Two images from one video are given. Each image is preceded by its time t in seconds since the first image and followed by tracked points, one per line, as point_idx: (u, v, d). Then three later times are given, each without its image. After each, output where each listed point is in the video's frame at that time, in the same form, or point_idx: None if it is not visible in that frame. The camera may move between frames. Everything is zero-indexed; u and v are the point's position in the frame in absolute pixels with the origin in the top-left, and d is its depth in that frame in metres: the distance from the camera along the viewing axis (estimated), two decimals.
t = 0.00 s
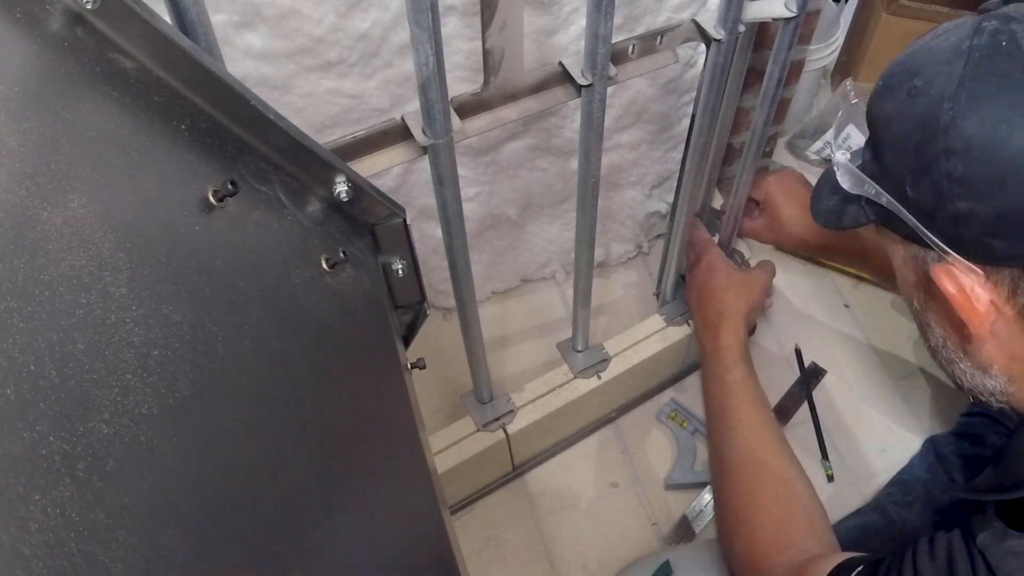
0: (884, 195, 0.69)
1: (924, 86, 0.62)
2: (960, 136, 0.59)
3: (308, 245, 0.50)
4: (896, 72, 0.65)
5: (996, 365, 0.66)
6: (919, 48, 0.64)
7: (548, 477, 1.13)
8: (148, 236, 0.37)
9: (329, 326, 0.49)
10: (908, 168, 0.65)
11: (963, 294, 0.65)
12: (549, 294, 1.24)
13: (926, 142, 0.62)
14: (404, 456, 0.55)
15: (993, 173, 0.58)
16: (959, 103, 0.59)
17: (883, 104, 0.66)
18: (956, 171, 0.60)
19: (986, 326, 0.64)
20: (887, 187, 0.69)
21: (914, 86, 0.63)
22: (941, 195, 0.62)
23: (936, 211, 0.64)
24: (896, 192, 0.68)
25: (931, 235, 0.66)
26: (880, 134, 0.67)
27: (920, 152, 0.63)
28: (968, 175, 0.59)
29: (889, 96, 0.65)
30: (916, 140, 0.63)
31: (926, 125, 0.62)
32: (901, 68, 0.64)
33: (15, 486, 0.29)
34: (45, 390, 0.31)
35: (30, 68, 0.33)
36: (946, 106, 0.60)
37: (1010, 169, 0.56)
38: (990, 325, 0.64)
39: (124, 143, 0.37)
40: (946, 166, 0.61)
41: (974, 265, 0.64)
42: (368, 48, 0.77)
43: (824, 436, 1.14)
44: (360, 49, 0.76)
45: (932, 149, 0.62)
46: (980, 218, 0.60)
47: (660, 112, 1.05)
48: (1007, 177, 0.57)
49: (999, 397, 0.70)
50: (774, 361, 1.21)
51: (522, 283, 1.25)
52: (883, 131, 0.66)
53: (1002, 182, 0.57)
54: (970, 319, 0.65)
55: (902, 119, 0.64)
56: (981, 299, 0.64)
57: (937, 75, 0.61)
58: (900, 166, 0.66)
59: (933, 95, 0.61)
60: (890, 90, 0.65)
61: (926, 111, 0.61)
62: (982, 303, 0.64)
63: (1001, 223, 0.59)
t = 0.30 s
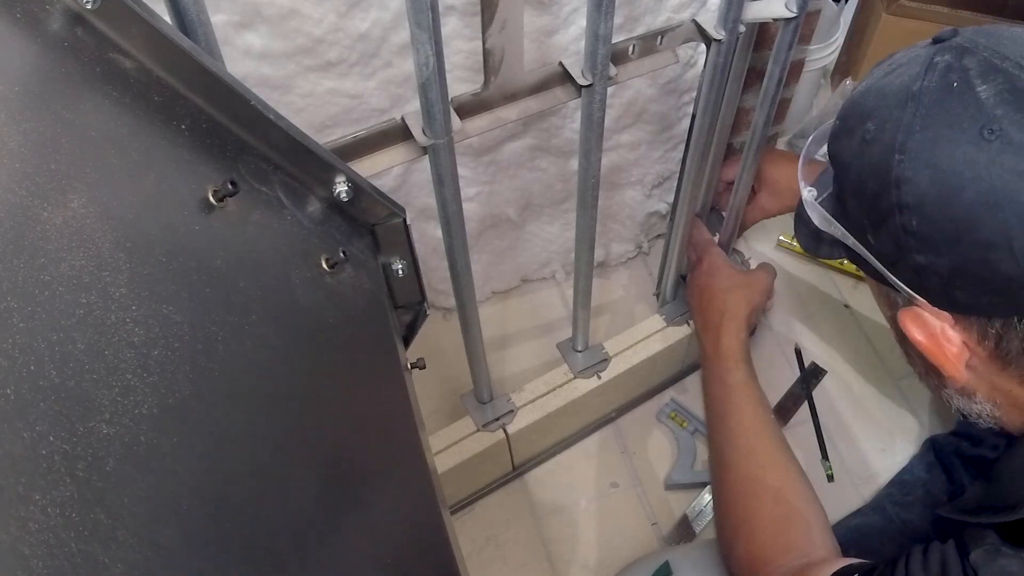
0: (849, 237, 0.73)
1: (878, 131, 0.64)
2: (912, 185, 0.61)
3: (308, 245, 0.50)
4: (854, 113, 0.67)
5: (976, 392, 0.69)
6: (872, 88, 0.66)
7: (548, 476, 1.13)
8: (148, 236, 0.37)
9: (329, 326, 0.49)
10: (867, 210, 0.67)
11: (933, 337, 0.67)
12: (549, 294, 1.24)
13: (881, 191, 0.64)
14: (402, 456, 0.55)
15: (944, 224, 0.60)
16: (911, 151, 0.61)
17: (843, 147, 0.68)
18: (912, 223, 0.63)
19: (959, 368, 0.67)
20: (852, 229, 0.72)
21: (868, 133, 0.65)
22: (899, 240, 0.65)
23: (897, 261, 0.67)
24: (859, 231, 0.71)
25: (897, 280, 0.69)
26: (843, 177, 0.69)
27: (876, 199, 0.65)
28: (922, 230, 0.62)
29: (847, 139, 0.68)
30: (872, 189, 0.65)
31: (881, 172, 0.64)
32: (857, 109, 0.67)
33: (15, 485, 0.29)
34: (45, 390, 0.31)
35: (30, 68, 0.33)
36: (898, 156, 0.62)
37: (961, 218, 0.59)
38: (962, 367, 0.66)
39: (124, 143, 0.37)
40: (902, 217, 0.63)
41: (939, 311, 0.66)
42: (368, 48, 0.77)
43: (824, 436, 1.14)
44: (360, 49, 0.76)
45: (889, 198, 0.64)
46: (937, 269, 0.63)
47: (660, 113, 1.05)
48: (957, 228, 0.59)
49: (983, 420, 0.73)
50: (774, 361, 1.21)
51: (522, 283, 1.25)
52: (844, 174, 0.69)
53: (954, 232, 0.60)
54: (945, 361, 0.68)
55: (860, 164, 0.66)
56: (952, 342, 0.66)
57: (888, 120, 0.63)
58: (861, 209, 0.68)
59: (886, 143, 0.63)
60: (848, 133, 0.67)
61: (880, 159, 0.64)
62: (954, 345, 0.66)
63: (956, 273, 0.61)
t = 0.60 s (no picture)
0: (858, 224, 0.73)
1: (885, 121, 0.65)
2: (915, 171, 0.62)
3: (309, 245, 0.50)
4: (865, 108, 0.68)
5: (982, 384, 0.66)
6: (882, 82, 0.67)
7: (548, 476, 1.13)
8: (148, 236, 0.37)
9: (329, 326, 0.49)
10: (874, 198, 0.68)
11: (938, 320, 0.66)
12: (549, 294, 1.24)
13: (887, 177, 0.65)
14: (401, 456, 0.55)
15: (943, 210, 0.60)
16: (914, 138, 0.62)
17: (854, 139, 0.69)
18: (915, 207, 0.63)
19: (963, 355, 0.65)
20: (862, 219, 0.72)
21: (877, 124, 0.66)
22: (903, 225, 0.65)
23: (901, 246, 0.67)
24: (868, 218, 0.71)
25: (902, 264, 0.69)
26: (853, 167, 0.70)
27: (882, 186, 0.66)
28: (924, 214, 0.62)
29: (857, 131, 0.69)
30: (878, 176, 0.66)
31: (886, 159, 0.64)
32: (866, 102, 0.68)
33: (15, 486, 0.29)
34: (45, 390, 0.31)
35: (30, 67, 0.33)
36: (902, 143, 0.62)
37: (960, 202, 0.59)
38: (966, 354, 0.65)
39: (124, 143, 0.37)
40: (906, 202, 0.64)
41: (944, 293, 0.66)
42: (368, 48, 0.77)
43: (824, 436, 1.14)
44: (360, 49, 0.76)
45: (893, 185, 0.64)
46: (940, 252, 0.63)
47: (660, 112, 1.05)
48: (956, 212, 0.60)
49: (991, 415, 0.70)
50: (774, 361, 1.21)
51: (522, 283, 1.25)
52: (854, 164, 0.70)
53: (953, 216, 0.60)
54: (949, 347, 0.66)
55: (867, 153, 0.67)
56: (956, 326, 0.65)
57: (896, 111, 0.64)
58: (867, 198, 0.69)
59: (891, 131, 0.64)
60: (859, 124, 0.68)
61: (886, 145, 0.64)
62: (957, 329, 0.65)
63: (958, 257, 0.62)
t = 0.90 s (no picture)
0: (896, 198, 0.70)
1: (931, 89, 0.63)
2: (958, 134, 0.60)
3: (309, 245, 0.50)
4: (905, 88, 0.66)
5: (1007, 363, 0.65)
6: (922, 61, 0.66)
7: (548, 476, 1.13)
8: (149, 236, 0.37)
9: (329, 326, 0.49)
10: (913, 166, 0.65)
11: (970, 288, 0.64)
12: (549, 294, 1.24)
13: (928, 141, 0.63)
14: (400, 457, 0.55)
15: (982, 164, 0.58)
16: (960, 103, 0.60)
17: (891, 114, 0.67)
18: (956, 166, 0.61)
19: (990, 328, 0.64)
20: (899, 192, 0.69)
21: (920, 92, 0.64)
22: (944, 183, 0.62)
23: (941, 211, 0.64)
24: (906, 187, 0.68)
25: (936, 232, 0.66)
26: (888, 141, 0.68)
27: (923, 151, 0.64)
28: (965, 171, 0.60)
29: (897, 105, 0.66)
30: (920, 139, 0.64)
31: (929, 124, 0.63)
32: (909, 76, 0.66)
33: (15, 486, 0.29)
34: (45, 390, 0.31)
35: (30, 68, 0.33)
36: (948, 106, 0.61)
37: (1002, 162, 0.57)
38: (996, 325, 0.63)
39: (124, 143, 0.37)
40: (948, 161, 0.61)
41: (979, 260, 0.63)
42: (368, 48, 0.77)
43: (824, 436, 1.14)
44: (360, 50, 0.76)
45: (933, 148, 0.62)
46: (977, 213, 0.60)
47: (660, 112, 1.05)
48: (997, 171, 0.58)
49: (1010, 399, 0.69)
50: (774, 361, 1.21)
51: (522, 283, 1.25)
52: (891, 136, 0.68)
53: (994, 173, 0.58)
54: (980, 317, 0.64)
55: (908, 120, 0.65)
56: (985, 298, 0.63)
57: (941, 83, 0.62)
58: (905, 164, 0.66)
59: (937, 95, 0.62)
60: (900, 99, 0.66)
61: (929, 112, 0.62)
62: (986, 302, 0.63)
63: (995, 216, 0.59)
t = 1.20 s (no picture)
0: (818, 266, 0.72)
1: (836, 162, 0.64)
2: (866, 208, 0.61)
3: (309, 245, 0.50)
4: (816, 149, 0.67)
5: (953, 419, 0.66)
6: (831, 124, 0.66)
7: (548, 476, 1.13)
8: (149, 236, 0.37)
9: (328, 326, 0.49)
10: (829, 240, 0.67)
11: (900, 357, 0.65)
12: (549, 294, 1.24)
13: (839, 217, 0.64)
14: (400, 456, 0.55)
15: (896, 242, 0.59)
16: (863, 177, 0.61)
17: (807, 180, 0.68)
18: (868, 244, 0.62)
19: (929, 391, 0.65)
20: (822, 262, 0.71)
21: (827, 165, 0.65)
22: (858, 262, 0.64)
23: (861, 285, 0.66)
24: (827, 259, 0.70)
25: (863, 304, 0.68)
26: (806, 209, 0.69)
27: (836, 229, 0.65)
28: (878, 248, 0.61)
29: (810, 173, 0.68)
30: (832, 220, 0.65)
31: (838, 199, 0.64)
32: (818, 144, 0.67)
33: (15, 486, 0.29)
34: (45, 390, 0.31)
35: (31, 67, 0.33)
36: (852, 182, 0.62)
37: (913, 235, 0.58)
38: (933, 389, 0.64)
39: (124, 143, 0.37)
40: (859, 239, 0.63)
41: (905, 329, 0.65)
42: (368, 48, 0.77)
43: (824, 436, 1.14)
44: (360, 49, 0.76)
45: (844, 226, 0.64)
46: (897, 287, 0.62)
47: (660, 113, 1.05)
48: (907, 246, 0.59)
49: (965, 449, 0.69)
50: (774, 361, 1.21)
51: (522, 283, 1.25)
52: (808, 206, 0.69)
53: (905, 247, 0.59)
54: (915, 382, 0.66)
55: (821, 192, 0.66)
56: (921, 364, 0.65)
57: (845, 151, 0.63)
58: (824, 240, 0.68)
59: (842, 172, 0.63)
60: (812, 168, 0.67)
61: (838, 186, 0.64)
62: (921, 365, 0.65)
63: (913, 289, 0.60)
